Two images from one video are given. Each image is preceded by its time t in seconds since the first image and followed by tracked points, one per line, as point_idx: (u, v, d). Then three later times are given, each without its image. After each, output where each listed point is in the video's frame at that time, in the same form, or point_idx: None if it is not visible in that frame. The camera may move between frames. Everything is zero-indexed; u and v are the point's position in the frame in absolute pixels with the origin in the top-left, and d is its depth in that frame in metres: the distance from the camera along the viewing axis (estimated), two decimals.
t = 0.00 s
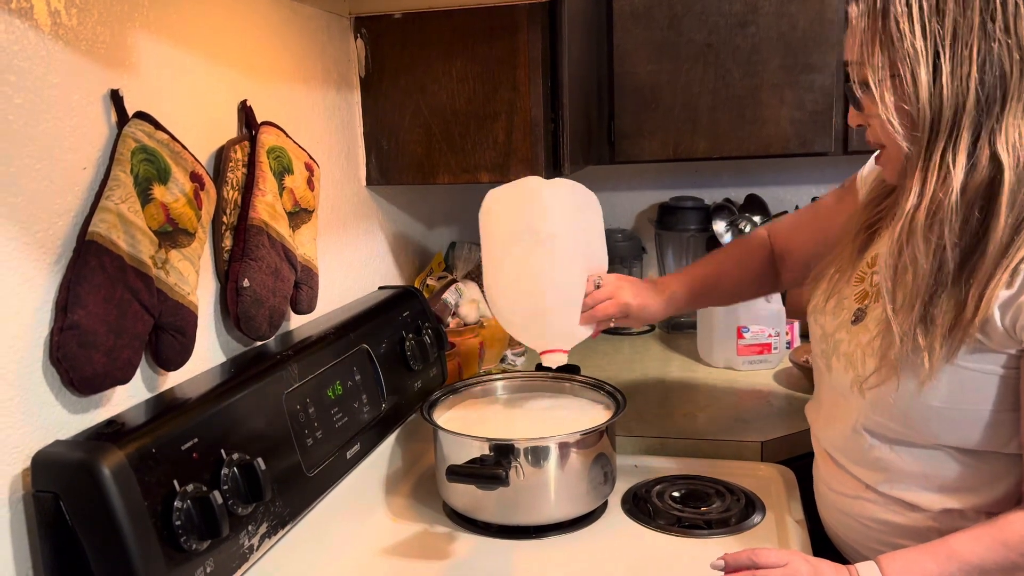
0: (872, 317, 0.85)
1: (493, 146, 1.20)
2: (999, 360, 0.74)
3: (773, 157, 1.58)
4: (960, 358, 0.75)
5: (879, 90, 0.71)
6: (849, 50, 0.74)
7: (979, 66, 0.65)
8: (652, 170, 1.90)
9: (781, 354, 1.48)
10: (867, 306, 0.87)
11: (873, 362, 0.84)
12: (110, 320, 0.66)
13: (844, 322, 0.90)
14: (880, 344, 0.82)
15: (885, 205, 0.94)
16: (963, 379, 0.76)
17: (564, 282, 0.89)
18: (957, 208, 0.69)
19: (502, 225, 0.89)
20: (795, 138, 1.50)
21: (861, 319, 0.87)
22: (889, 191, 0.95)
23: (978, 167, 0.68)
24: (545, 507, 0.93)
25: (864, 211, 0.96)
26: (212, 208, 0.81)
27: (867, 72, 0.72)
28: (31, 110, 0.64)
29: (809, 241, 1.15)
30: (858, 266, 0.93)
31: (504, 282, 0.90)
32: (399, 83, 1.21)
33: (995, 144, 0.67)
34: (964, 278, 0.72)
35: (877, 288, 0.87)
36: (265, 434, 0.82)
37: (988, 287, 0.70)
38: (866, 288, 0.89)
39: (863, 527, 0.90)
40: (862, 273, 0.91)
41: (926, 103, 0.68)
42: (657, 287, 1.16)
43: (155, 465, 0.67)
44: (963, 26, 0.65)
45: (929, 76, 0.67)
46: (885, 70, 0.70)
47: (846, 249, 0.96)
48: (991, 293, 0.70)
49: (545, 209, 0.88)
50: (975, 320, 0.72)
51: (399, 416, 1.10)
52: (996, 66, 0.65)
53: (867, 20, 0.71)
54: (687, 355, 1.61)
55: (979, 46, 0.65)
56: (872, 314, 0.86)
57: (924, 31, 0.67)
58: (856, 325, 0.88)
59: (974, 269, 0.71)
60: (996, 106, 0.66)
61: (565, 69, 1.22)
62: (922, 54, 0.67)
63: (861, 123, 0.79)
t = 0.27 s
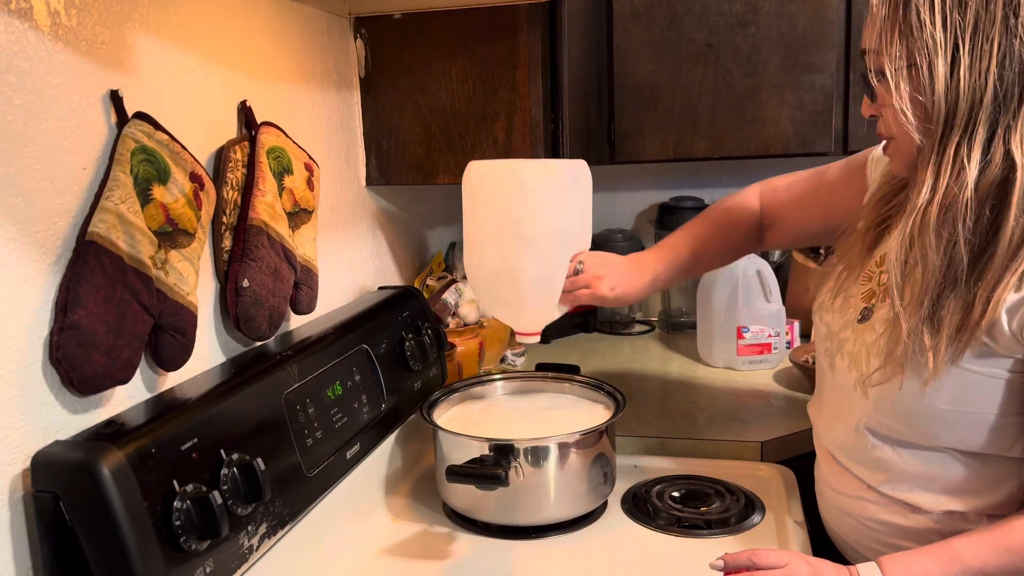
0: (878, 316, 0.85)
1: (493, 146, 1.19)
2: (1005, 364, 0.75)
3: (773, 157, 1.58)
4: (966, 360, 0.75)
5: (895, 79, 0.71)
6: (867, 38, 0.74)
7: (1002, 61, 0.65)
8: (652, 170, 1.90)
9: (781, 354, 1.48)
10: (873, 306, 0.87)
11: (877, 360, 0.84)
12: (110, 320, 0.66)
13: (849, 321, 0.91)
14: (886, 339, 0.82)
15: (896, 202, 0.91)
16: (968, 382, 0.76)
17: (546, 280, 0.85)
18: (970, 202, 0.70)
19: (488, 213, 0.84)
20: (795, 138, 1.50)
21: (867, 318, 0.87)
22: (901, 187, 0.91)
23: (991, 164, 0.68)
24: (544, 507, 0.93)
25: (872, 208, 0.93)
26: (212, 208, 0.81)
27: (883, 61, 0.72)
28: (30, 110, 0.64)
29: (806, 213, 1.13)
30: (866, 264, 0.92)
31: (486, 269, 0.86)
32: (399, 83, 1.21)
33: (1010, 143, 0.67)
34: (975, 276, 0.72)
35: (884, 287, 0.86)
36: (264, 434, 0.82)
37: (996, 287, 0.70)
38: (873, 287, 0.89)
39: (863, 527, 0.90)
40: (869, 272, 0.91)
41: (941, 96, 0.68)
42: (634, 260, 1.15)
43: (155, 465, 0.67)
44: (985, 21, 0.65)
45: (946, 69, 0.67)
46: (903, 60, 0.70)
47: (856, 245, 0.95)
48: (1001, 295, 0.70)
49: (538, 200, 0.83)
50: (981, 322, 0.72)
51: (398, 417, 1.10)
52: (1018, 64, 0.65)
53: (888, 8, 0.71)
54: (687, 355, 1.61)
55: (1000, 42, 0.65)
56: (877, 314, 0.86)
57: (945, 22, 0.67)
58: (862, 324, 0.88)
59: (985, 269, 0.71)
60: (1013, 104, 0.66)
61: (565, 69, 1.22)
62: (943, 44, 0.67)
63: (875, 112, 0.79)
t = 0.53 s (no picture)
0: (882, 318, 0.85)
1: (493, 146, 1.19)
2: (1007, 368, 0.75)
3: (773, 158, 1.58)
4: (968, 363, 0.76)
5: (900, 81, 0.70)
6: (873, 37, 0.73)
7: (1008, 62, 0.66)
8: (652, 170, 1.90)
9: (781, 354, 1.48)
10: (877, 308, 0.87)
11: (880, 362, 0.84)
12: (110, 321, 0.66)
13: (852, 322, 0.91)
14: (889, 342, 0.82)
15: (902, 203, 0.91)
16: (970, 385, 0.76)
17: (546, 267, 0.85)
18: (976, 206, 0.69)
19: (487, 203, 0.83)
20: (795, 138, 1.50)
21: (870, 320, 0.87)
22: (907, 187, 0.91)
23: (998, 167, 0.68)
24: (545, 508, 0.93)
25: (877, 209, 0.93)
26: (213, 209, 0.81)
27: (888, 62, 0.71)
28: (31, 111, 0.64)
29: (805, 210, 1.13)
30: (871, 265, 0.92)
31: (483, 257, 0.85)
32: (399, 83, 1.21)
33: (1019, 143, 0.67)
34: (981, 278, 0.72)
35: (888, 289, 0.87)
36: (265, 435, 0.82)
37: (1001, 290, 0.71)
38: (878, 288, 0.89)
39: (863, 528, 0.90)
40: (873, 273, 0.91)
41: (947, 98, 0.68)
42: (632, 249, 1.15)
43: (156, 466, 0.67)
44: (990, 21, 0.65)
45: (952, 70, 0.67)
46: (908, 61, 0.70)
47: (858, 246, 0.95)
48: (1006, 297, 0.70)
49: (540, 194, 0.82)
50: (985, 325, 0.72)
51: (399, 418, 1.10)
52: None
53: (892, 9, 0.71)
54: (687, 355, 1.61)
55: (1006, 42, 0.65)
56: (881, 316, 0.86)
57: (951, 24, 0.67)
58: (865, 325, 0.88)
59: (990, 272, 0.72)
60: (1020, 105, 0.66)
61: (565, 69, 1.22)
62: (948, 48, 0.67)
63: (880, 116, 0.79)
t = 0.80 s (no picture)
0: (886, 320, 0.85)
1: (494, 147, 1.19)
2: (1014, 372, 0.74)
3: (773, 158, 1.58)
4: (974, 367, 0.76)
5: (904, 84, 0.70)
6: (873, 42, 0.74)
7: (1011, 64, 0.65)
8: (653, 171, 1.90)
9: (781, 355, 1.48)
10: (882, 310, 0.87)
11: (883, 364, 0.84)
12: (111, 322, 0.66)
13: (856, 324, 0.90)
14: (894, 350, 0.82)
15: (906, 205, 0.91)
16: (975, 389, 0.76)
17: (547, 264, 0.84)
18: (983, 210, 0.69)
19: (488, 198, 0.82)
20: (795, 138, 1.50)
21: (874, 323, 0.87)
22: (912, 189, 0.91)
23: (1005, 169, 0.68)
24: (546, 509, 0.92)
25: (882, 210, 0.93)
26: (214, 210, 0.81)
27: (892, 65, 0.71)
28: (32, 112, 0.64)
29: (808, 199, 1.13)
30: (876, 266, 0.92)
31: (483, 253, 0.84)
32: (399, 84, 1.21)
33: None
34: (988, 281, 0.72)
35: (893, 291, 0.87)
36: (266, 437, 0.82)
37: (1007, 294, 0.70)
38: (881, 290, 0.89)
39: (865, 530, 0.90)
40: (878, 275, 0.91)
41: (951, 101, 0.68)
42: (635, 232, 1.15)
43: (157, 468, 0.67)
44: (994, 23, 0.65)
45: (957, 72, 0.67)
46: (911, 64, 0.70)
47: (862, 247, 0.95)
48: (1012, 301, 0.70)
49: (540, 191, 0.81)
50: (990, 329, 0.72)
51: (400, 418, 1.10)
52: None
53: (895, 11, 0.71)
54: (688, 356, 1.61)
55: (1011, 43, 0.64)
56: (885, 318, 0.86)
57: (954, 27, 0.66)
58: (869, 328, 0.88)
59: (995, 277, 0.71)
60: None
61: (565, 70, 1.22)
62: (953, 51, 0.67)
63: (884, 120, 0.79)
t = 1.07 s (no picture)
0: (890, 322, 0.85)
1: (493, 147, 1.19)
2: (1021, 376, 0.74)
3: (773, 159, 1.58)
4: (979, 371, 0.75)
5: (909, 87, 0.70)
6: (878, 45, 0.74)
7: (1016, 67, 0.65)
8: (652, 172, 1.90)
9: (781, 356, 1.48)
10: (885, 313, 0.87)
11: (886, 366, 0.84)
12: (109, 325, 0.66)
13: (860, 326, 0.90)
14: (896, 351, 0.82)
15: (911, 206, 0.91)
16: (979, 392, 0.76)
17: (541, 256, 0.85)
18: (991, 213, 0.68)
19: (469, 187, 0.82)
20: (795, 139, 1.49)
21: (878, 326, 0.87)
22: (916, 190, 0.91)
23: (1012, 172, 0.67)
24: (545, 510, 0.92)
25: (886, 211, 0.93)
26: (212, 212, 0.81)
27: (896, 69, 0.71)
28: (30, 115, 0.64)
29: (808, 190, 1.13)
30: (879, 268, 0.92)
31: (476, 247, 0.84)
32: (398, 86, 1.21)
33: None
34: (995, 284, 0.71)
35: (897, 292, 0.87)
36: (265, 439, 0.82)
37: (1013, 297, 0.70)
38: (886, 291, 0.89)
39: (866, 532, 0.89)
40: (882, 276, 0.90)
41: (957, 104, 0.67)
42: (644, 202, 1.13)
43: (156, 470, 0.67)
44: (999, 24, 0.64)
45: (962, 75, 0.67)
46: (916, 67, 0.69)
47: (864, 248, 0.95)
48: (1017, 305, 0.70)
49: (524, 182, 0.81)
50: (996, 334, 0.72)
51: (399, 420, 1.10)
52: None
53: (900, 14, 0.70)
54: (688, 356, 1.61)
55: (1015, 45, 0.64)
56: (889, 320, 0.86)
57: (958, 30, 0.66)
58: (873, 330, 0.88)
59: (1002, 278, 0.71)
60: None
61: (565, 71, 1.22)
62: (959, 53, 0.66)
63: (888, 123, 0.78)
